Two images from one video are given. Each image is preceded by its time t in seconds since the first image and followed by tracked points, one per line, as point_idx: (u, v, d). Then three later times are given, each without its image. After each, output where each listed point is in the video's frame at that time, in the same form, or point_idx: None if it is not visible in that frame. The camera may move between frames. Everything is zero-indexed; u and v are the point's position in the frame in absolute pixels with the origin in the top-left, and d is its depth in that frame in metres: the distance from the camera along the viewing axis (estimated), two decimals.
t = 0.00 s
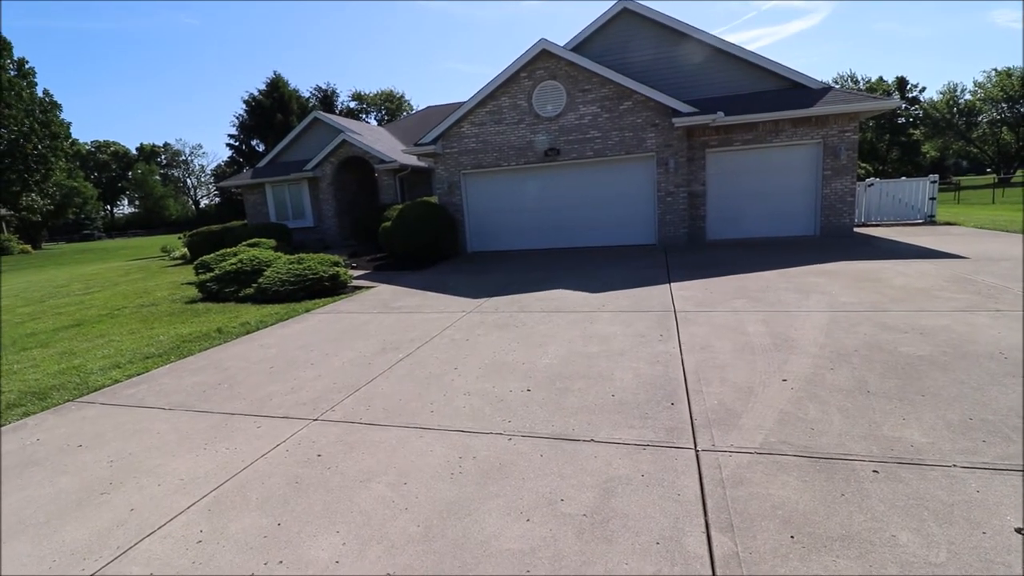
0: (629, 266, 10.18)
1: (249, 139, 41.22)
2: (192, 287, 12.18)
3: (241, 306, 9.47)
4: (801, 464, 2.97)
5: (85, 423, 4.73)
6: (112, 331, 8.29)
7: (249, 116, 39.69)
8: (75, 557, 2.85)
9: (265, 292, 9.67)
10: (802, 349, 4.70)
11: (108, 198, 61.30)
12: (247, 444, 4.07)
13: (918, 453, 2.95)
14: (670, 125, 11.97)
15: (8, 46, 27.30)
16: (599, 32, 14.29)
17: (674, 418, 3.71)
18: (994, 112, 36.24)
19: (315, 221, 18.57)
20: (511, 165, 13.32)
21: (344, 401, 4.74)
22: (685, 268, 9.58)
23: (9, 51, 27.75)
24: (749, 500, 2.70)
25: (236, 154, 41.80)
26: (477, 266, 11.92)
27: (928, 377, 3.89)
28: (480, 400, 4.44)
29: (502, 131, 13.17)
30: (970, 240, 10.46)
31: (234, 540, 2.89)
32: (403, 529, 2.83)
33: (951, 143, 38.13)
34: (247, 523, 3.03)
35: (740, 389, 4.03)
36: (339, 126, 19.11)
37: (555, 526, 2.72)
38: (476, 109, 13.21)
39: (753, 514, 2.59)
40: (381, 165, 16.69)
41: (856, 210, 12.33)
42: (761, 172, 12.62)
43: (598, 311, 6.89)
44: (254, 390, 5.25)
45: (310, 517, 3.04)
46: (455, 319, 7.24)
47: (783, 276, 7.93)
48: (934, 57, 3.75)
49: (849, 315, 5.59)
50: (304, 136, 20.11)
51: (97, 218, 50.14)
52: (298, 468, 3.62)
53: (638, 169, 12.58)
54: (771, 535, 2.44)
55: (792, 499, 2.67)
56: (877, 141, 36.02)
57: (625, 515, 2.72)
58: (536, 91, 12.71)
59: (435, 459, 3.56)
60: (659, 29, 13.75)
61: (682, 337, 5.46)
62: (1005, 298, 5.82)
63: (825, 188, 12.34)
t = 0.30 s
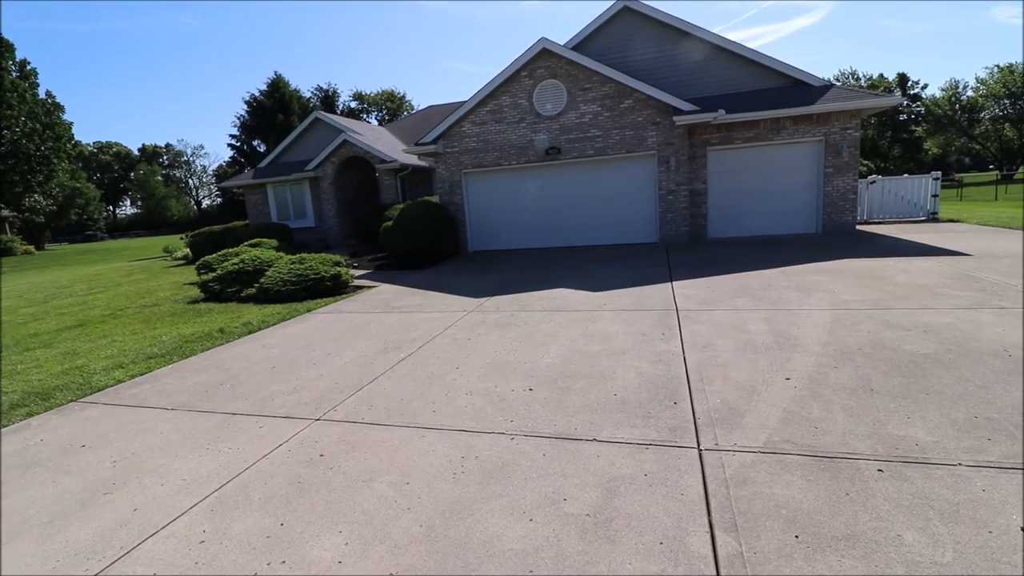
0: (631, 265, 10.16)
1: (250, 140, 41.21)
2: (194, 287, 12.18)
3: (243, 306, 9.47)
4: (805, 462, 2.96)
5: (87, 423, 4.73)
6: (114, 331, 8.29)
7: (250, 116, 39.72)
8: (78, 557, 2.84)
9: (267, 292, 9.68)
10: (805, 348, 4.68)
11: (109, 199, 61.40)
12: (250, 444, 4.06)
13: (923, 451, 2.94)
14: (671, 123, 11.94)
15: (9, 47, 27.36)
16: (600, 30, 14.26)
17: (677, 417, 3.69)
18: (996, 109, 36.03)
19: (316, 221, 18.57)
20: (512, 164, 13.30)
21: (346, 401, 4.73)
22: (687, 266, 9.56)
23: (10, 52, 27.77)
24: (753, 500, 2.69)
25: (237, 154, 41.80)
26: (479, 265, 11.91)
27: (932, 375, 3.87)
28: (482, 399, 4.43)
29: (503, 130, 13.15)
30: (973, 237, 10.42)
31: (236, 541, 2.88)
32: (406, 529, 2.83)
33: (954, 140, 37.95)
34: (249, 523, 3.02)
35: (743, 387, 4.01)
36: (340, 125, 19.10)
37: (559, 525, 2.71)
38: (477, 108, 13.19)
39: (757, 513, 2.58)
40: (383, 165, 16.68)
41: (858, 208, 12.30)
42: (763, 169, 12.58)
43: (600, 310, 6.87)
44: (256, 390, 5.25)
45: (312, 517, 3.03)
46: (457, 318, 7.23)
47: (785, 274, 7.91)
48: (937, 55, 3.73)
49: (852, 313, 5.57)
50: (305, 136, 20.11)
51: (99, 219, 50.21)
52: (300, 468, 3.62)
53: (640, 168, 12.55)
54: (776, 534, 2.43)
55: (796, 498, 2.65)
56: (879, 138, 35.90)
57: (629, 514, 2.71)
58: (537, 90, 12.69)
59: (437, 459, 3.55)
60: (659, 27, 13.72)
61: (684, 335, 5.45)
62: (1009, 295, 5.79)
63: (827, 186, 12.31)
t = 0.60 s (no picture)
0: (627, 260, 10.18)
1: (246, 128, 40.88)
2: (187, 276, 12.12)
3: (237, 296, 9.44)
4: (795, 457, 2.99)
5: (79, 412, 4.72)
6: (107, 320, 8.25)
7: (246, 104, 39.40)
8: (69, 546, 2.85)
9: (261, 282, 9.65)
10: (797, 344, 4.72)
11: (102, 186, 60.91)
12: (243, 434, 4.07)
13: (912, 447, 2.97)
14: (670, 118, 11.92)
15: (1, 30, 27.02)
16: (600, 23, 14.19)
17: (670, 411, 3.72)
18: (992, 109, 35.79)
19: (312, 211, 18.49)
20: (510, 156, 13.27)
21: (340, 392, 4.74)
22: (682, 262, 9.59)
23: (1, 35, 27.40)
24: (743, 494, 2.72)
25: (232, 142, 41.49)
26: (475, 258, 11.90)
27: (922, 373, 3.91)
28: (477, 391, 4.44)
29: (501, 122, 13.10)
30: (966, 237, 10.50)
31: (229, 530, 2.89)
32: (399, 520, 2.84)
33: (950, 140, 38.05)
34: (242, 512, 3.03)
35: (736, 383, 4.05)
36: (337, 114, 18.98)
37: (550, 517, 2.74)
38: (476, 100, 13.12)
39: (747, 507, 2.61)
40: (380, 155, 16.61)
41: (853, 206, 12.35)
42: (761, 166, 12.60)
43: (596, 304, 6.90)
44: (250, 380, 5.25)
45: (306, 507, 3.04)
46: (453, 310, 7.24)
47: (781, 271, 7.95)
48: (937, 54, 3.74)
49: (845, 310, 5.61)
50: (301, 125, 19.98)
51: (92, 206, 49.84)
52: (294, 458, 3.62)
53: (637, 162, 12.54)
54: (765, 528, 2.46)
55: (786, 493, 2.69)
56: (876, 137, 35.98)
57: (620, 507, 2.74)
58: (536, 82, 12.65)
59: (431, 450, 3.57)
60: (660, 20, 13.67)
61: (678, 330, 5.48)
62: (1000, 295, 5.84)
63: (823, 184, 12.35)
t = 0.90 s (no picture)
0: (625, 259, 10.18)
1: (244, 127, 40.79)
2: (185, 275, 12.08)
3: (235, 295, 9.42)
4: (793, 457, 2.98)
5: (76, 411, 4.71)
6: (105, 319, 8.23)
7: (244, 104, 39.30)
8: (65, 546, 2.84)
9: (259, 281, 9.63)
10: (796, 343, 4.71)
11: (100, 185, 60.81)
12: (240, 434, 4.06)
13: (910, 446, 2.97)
14: (668, 117, 11.91)
15: None
16: (598, 22, 14.17)
17: (668, 410, 3.72)
18: (989, 108, 35.10)
19: (310, 210, 18.46)
20: (508, 156, 13.25)
21: (338, 392, 4.73)
22: (681, 261, 9.59)
23: None
24: (741, 493, 2.72)
25: (230, 141, 41.40)
26: (473, 257, 11.90)
27: (920, 371, 3.91)
28: (475, 391, 4.44)
29: (499, 122, 13.09)
30: (963, 236, 10.52)
31: (225, 531, 2.88)
32: (396, 520, 2.84)
33: (947, 139, 38.22)
34: (240, 513, 3.02)
35: (734, 382, 4.04)
36: (334, 114, 18.95)
37: (549, 517, 2.73)
38: (474, 99, 13.10)
39: (746, 506, 2.61)
40: (378, 154, 16.58)
41: (851, 205, 12.36)
42: (759, 165, 12.60)
43: (594, 303, 6.89)
44: (248, 379, 5.23)
45: (303, 507, 3.03)
46: (451, 309, 7.23)
47: (779, 270, 7.95)
48: (934, 53, 3.74)
49: (843, 309, 5.62)
50: (299, 124, 19.94)
51: (90, 206, 49.75)
52: (292, 458, 3.61)
53: (635, 161, 12.53)
54: (763, 527, 2.45)
55: (785, 492, 2.68)
56: (874, 135, 36.13)
57: (618, 507, 2.73)
58: (534, 82, 12.63)
59: (429, 450, 3.56)
60: (658, 19, 13.66)
61: (677, 329, 5.48)
62: (998, 293, 5.85)
63: (821, 182, 12.36)
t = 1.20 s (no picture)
0: (630, 262, 10.15)
1: (249, 133, 41.02)
2: (192, 280, 12.14)
3: (241, 300, 9.45)
4: (801, 460, 2.96)
5: (84, 415, 4.72)
6: (113, 323, 8.28)
7: (250, 110, 39.55)
8: (73, 549, 2.84)
9: (265, 286, 9.67)
10: (803, 346, 4.68)
11: (107, 191, 61.28)
12: (247, 437, 4.06)
13: (920, 450, 2.94)
14: (672, 119, 11.90)
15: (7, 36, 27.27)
16: (601, 26, 14.19)
17: (674, 414, 3.70)
18: (997, 108, 35.88)
19: (315, 215, 18.53)
20: (512, 160, 13.27)
21: (343, 395, 4.73)
22: (686, 264, 9.55)
23: (8, 42, 27.61)
24: (749, 497, 2.69)
25: (236, 146, 41.66)
26: (478, 261, 11.90)
27: (929, 374, 3.87)
28: (480, 395, 4.43)
29: (503, 126, 13.11)
30: (971, 237, 10.44)
31: (232, 534, 2.87)
32: (402, 523, 2.83)
33: (953, 139, 37.83)
34: (246, 516, 3.02)
35: (741, 385, 4.01)
36: (339, 119, 19.04)
37: (555, 521, 2.71)
38: (477, 103, 13.14)
39: (754, 510, 2.58)
40: (382, 159, 16.64)
41: (857, 207, 12.30)
42: (764, 167, 12.56)
43: (599, 306, 6.87)
44: (254, 383, 5.24)
45: (309, 511, 3.03)
46: (455, 313, 7.23)
47: (784, 272, 7.91)
48: (938, 55, 3.72)
49: (850, 311, 5.58)
50: (304, 129, 20.04)
51: (97, 212, 50.12)
52: (297, 461, 3.61)
53: (640, 165, 12.52)
54: (772, 531, 2.43)
55: (793, 496, 2.66)
56: (879, 137, 36.17)
57: (625, 510, 2.71)
58: (537, 85, 12.65)
59: (434, 454, 3.55)
60: (661, 22, 13.67)
61: (682, 332, 5.45)
62: (1006, 295, 5.80)
63: (827, 184, 12.30)
